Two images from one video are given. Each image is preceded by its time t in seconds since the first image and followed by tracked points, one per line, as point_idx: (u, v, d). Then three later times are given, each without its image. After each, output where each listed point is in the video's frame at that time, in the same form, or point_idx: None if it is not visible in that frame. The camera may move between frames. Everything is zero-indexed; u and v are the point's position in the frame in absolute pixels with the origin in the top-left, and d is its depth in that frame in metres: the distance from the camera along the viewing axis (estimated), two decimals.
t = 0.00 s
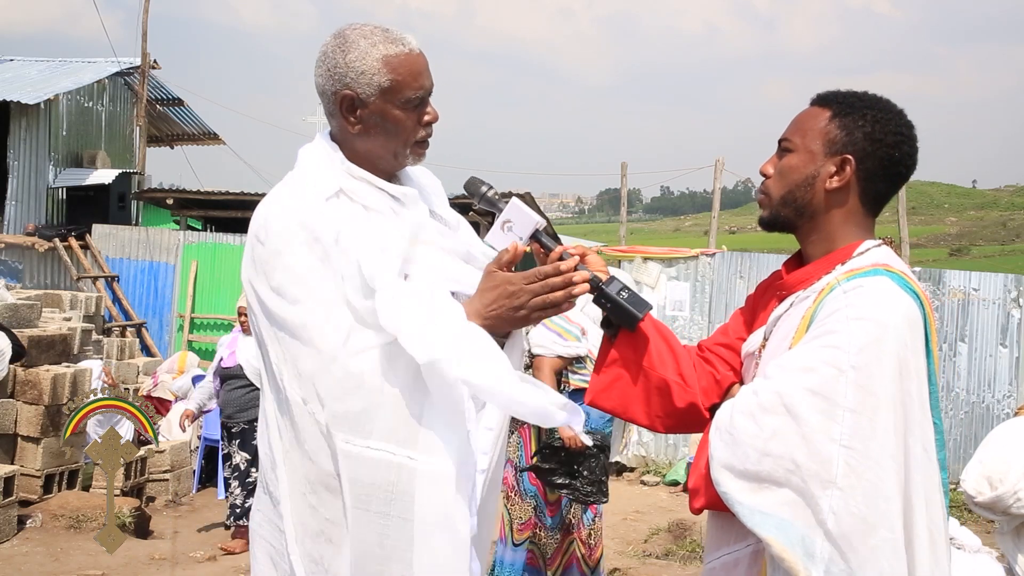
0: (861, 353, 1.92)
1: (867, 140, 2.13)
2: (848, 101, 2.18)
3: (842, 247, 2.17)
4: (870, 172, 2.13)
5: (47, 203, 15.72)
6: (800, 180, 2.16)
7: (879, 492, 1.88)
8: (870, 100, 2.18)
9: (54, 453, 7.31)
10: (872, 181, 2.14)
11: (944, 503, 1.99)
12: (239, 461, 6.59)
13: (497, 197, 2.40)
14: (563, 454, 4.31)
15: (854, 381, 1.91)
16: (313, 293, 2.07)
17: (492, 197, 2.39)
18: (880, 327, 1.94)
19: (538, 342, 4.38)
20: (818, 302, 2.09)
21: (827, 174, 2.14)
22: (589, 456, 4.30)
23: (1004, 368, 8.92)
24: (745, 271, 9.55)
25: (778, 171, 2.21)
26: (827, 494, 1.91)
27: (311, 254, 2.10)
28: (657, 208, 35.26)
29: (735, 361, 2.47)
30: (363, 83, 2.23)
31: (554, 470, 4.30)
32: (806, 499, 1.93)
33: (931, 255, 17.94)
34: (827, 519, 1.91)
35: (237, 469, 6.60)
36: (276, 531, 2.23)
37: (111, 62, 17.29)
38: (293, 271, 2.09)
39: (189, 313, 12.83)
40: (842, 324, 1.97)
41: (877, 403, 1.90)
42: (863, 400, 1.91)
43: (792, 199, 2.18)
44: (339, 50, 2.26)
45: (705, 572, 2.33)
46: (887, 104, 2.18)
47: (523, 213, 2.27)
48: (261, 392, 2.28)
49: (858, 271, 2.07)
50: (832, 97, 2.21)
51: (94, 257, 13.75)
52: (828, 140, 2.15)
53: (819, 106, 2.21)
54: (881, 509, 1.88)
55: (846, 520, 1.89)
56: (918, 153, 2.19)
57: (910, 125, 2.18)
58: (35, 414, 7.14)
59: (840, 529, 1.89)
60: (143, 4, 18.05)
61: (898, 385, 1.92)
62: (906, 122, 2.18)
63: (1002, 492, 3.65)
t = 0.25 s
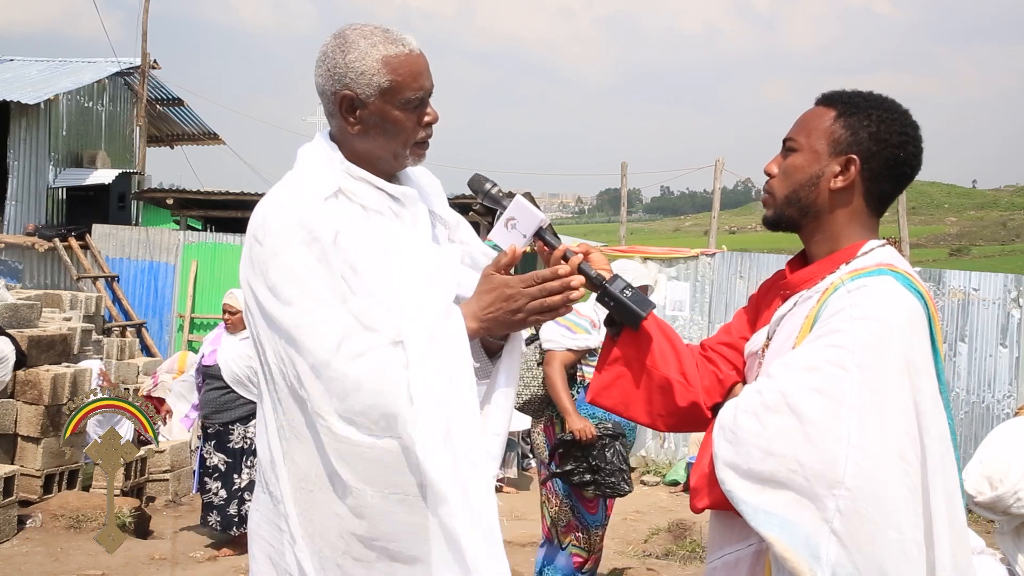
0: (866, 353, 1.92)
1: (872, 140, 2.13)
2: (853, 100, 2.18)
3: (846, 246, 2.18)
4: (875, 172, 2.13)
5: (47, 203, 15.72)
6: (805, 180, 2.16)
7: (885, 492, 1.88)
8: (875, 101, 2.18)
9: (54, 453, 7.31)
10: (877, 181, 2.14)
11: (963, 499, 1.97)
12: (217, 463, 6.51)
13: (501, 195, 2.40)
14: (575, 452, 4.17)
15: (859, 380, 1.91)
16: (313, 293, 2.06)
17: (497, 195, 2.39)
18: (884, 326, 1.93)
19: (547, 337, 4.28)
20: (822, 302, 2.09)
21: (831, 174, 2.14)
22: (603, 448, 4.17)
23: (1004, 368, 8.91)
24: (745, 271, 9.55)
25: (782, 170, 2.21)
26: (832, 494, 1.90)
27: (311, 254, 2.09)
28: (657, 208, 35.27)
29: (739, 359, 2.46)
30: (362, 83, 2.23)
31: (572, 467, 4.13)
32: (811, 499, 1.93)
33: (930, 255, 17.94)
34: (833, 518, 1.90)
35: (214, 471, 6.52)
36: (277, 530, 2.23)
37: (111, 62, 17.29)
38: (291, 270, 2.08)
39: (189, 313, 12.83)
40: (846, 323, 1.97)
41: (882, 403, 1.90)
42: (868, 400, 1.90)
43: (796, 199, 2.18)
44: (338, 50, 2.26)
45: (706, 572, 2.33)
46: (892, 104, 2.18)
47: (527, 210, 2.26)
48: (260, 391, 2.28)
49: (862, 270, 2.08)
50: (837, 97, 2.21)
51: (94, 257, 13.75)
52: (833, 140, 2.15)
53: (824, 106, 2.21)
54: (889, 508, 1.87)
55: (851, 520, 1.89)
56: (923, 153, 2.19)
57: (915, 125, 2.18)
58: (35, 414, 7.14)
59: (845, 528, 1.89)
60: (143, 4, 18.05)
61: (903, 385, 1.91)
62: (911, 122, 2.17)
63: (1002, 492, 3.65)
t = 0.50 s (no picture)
0: (869, 353, 1.92)
1: (874, 139, 2.13)
2: (855, 100, 2.18)
3: (849, 246, 2.18)
4: (877, 172, 2.13)
5: (47, 203, 15.72)
6: (806, 181, 2.16)
7: (888, 491, 1.87)
8: (876, 100, 2.18)
9: (54, 453, 7.31)
10: (879, 181, 2.14)
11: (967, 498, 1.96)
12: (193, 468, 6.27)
13: (502, 196, 2.40)
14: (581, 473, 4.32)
15: (863, 380, 1.91)
16: (311, 294, 2.05)
17: (497, 195, 2.39)
18: (887, 326, 1.93)
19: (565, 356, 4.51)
20: (824, 302, 2.09)
21: (834, 174, 2.14)
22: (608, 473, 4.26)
23: (1004, 368, 8.91)
24: (745, 271, 9.55)
25: (784, 170, 2.21)
26: (835, 494, 1.90)
27: (310, 254, 2.07)
28: (657, 208, 35.31)
29: (740, 360, 2.46)
30: (365, 83, 2.23)
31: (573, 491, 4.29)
32: (814, 499, 1.92)
33: (931, 255, 17.95)
34: (835, 519, 1.90)
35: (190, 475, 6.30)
36: (274, 531, 2.22)
37: (111, 62, 17.29)
38: (291, 270, 2.06)
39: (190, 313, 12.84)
40: (849, 323, 1.97)
41: (885, 403, 1.90)
42: (872, 400, 1.90)
43: (798, 199, 2.18)
44: (340, 50, 2.26)
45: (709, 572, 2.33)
46: (894, 103, 2.17)
47: (528, 211, 2.26)
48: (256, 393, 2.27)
49: (864, 270, 2.07)
50: (839, 97, 2.21)
51: (94, 257, 13.75)
52: (836, 140, 2.15)
53: (826, 106, 2.21)
54: (891, 508, 1.87)
55: (854, 520, 1.88)
56: (925, 152, 2.18)
57: (917, 124, 2.18)
58: (35, 414, 7.13)
59: (848, 529, 1.89)
60: (143, 4, 18.05)
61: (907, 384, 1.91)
62: (914, 121, 2.17)
63: (1002, 492, 3.65)
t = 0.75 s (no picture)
0: (870, 354, 1.92)
1: (875, 140, 2.13)
2: (855, 100, 2.18)
3: (849, 247, 2.17)
4: (878, 172, 2.13)
5: (47, 203, 15.71)
6: (806, 181, 2.16)
7: (890, 492, 1.87)
8: (876, 100, 2.17)
9: (54, 453, 7.31)
10: (880, 181, 2.14)
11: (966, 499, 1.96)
12: (161, 470, 6.24)
13: (502, 198, 2.40)
14: (620, 493, 4.09)
15: (864, 380, 1.91)
16: (311, 295, 2.05)
17: (497, 198, 2.39)
18: (889, 326, 1.93)
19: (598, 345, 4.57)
20: (825, 302, 2.09)
21: (834, 174, 2.14)
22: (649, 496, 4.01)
23: (1004, 368, 8.91)
24: (745, 271, 9.55)
25: (784, 170, 2.21)
26: (837, 496, 1.90)
27: (309, 255, 2.07)
28: (657, 208, 35.30)
29: (741, 361, 2.46)
30: (365, 81, 2.22)
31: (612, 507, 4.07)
32: (816, 501, 1.92)
33: (930, 255, 17.95)
34: (838, 520, 1.90)
35: (159, 477, 6.23)
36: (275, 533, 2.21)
37: (111, 62, 17.29)
38: (290, 271, 2.06)
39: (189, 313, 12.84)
40: (850, 324, 1.97)
41: (887, 403, 1.90)
42: (874, 401, 1.90)
43: (798, 200, 2.18)
44: (341, 48, 2.26)
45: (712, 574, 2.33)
46: (894, 103, 2.17)
47: (528, 214, 2.26)
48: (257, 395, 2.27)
49: (865, 270, 2.07)
50: (839, 98, 2.20)
51: (94, 257, 13.75)
52: (836, 140, 2.15)
53: (825, 106, 2.21)
54: (893, 509, 1.87)
55: (857, 522, 1.88)
56: (926, 151, 2.18)
57: (918, 124, 2.18)
58: (35, 414, 7.13)
59: (851, 530, 1.88)
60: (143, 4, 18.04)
61: (908, 384, 1.91)
62: (914, 121, 2.17)
63: (1002, 492, 3.65)
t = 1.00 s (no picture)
0: (870, 355, 1.92)
1: (875, 140, 2.13)
2: (855, 100, 2.18)
3: (850, 247, 2.17)
4: (879, 173, 2.13)
5: (47, 203, 15.71)
6: (806, 182, 2.16)
7: (889, 492, 1.87)
8: (877, 100, 2.17)
9: (54, 453, 7.31)
10: (880, 181, 2.14)
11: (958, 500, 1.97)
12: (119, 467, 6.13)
13: (503, 198, 2.40)
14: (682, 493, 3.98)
15: (863, 382, 1.91)
16: (307, 297, 2.04)
17: (498, 198, 2.39)
18: (889, 326, 1.93)
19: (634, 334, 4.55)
20: (826, 302, 2.09)
21: (834, 174, 2.14)
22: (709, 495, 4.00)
23: (1004, 368, 8.91)
24: (745, 271, 9.54)
25: (784, 171, 2.21)
26: (836, 496, 1.90)
27: (306, 257, 2.07)
28: (657, 208, 35.30)
29: (742, 361, 2.46)
30: (365, 81, 2.22)
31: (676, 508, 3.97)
32: (815, 501, 1.92)
33: (931, 255, 17.94)
34: (837, 521, 1.90)
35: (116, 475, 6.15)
36: (273, 534, 2.21)
37: (111, 62, 17.29)
38: (286, 273, 2.05)
39: (189, 313, 12.84)
40: (851, 324, 1.97)
41: (886, 404, 1.89)
42: (873, 402, 1.90)
43: (798, 199, 2.19)
44: (341, 48, 2.26)
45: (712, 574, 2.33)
46: (893, 103, 2.17)
47: (529, 214, 2.26)
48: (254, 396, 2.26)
49: (865, 270, 2.07)
50: (839, 98, 2.20)
51: (94, 257, 13.74)
52: (836, 140, 2.14)
53: (826, 107, 2.21)
54: (891, 510, 1.87)
55: (856, 523, 1.88)
56: (926, 151, 2.18)
57: (918, 124, 2.18)
58: (35, 413, 7.13)
59: (850, 530, 1.88)
60: (143, 4, 18.04)
61: (906, 385, 1.91)
62: (914, 121, 2.17)
63: (1001, 491, 3.65)
